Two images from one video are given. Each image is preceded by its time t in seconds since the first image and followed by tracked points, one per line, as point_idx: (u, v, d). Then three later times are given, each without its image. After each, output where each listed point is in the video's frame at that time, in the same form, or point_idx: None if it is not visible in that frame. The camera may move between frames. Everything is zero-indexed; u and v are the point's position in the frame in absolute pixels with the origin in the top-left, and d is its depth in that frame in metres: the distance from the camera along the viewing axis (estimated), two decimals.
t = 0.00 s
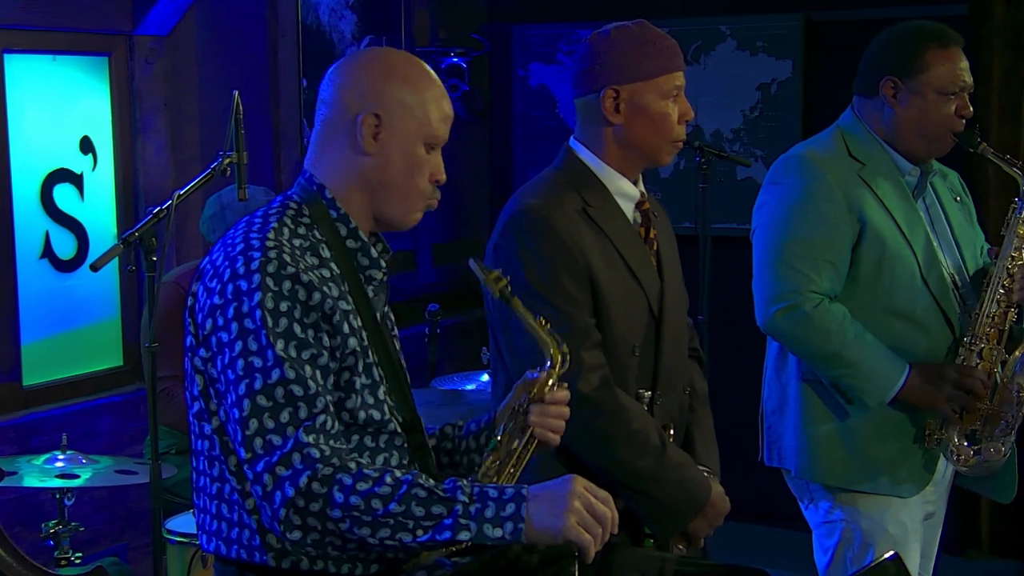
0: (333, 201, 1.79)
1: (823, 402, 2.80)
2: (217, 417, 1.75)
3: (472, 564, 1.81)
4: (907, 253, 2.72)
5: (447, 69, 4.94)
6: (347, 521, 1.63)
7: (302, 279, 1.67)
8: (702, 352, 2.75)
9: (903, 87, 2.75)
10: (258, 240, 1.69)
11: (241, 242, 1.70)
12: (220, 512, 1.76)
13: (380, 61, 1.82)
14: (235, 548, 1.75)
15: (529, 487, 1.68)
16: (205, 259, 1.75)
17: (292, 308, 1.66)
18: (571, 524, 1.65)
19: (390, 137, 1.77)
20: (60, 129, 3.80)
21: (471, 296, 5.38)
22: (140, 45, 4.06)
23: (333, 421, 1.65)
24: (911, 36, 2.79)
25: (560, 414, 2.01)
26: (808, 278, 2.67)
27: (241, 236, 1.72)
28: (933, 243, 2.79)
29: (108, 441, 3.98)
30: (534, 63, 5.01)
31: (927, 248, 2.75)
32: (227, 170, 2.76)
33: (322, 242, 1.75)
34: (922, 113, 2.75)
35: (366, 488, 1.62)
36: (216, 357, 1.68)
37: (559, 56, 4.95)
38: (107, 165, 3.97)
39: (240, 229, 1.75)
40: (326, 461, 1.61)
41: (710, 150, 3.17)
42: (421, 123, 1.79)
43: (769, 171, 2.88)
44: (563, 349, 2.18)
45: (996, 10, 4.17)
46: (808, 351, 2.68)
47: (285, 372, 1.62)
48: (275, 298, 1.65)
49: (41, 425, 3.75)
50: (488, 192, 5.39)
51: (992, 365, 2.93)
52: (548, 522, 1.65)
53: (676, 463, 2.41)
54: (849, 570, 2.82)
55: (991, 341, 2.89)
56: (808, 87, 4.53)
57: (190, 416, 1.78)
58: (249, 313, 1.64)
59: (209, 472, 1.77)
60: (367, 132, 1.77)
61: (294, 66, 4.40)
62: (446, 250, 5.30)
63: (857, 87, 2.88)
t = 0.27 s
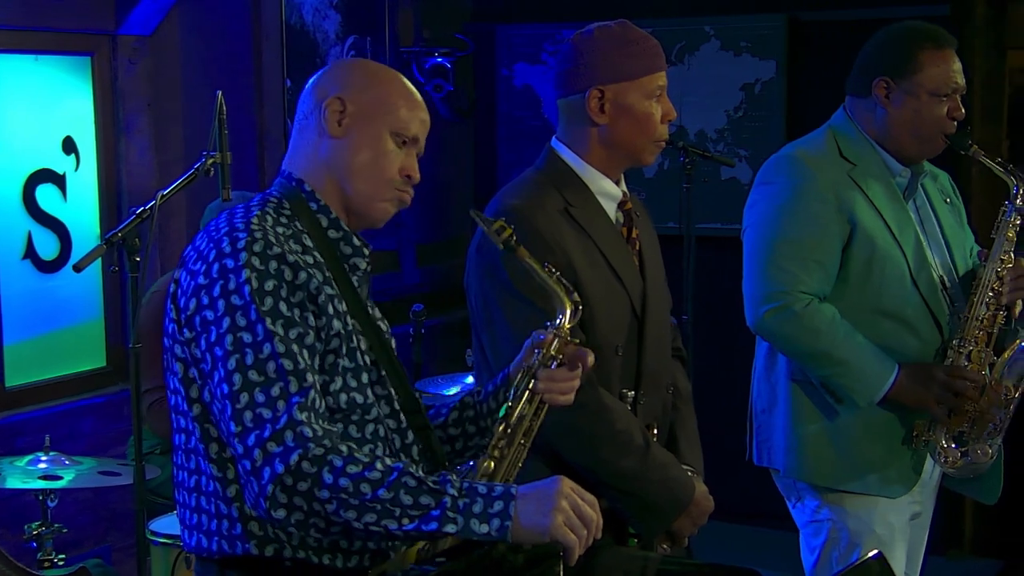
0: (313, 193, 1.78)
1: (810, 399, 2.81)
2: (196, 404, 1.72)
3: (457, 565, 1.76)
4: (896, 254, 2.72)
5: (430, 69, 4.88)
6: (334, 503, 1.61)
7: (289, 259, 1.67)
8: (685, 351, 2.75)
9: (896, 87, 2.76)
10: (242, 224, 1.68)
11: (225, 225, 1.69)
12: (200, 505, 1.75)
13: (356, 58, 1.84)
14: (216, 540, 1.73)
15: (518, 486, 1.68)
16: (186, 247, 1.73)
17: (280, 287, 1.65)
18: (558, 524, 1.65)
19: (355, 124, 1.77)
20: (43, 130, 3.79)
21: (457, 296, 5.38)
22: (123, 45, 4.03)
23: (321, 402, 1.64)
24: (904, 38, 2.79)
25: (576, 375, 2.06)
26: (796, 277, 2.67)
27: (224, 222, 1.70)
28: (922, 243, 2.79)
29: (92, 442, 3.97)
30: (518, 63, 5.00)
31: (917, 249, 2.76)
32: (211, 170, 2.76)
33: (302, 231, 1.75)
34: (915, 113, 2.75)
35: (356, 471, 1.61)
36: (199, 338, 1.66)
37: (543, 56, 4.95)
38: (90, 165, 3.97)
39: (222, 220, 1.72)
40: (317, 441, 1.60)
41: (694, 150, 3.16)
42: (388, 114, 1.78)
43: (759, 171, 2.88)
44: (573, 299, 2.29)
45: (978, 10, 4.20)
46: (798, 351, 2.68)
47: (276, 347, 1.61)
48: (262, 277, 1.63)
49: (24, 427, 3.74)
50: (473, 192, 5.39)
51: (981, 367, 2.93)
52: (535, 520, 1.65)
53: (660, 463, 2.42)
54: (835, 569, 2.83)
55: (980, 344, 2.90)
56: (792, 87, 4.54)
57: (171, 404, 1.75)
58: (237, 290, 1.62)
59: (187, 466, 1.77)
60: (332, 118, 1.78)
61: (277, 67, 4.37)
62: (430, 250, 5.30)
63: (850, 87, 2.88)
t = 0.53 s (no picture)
0: (302, 194, 1.78)
1: (791, 400, 2.81)
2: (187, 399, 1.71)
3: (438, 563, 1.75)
4: (881, 255, 2.73)
5: (413, 69, 4.90)
6: (321, 496, 1.60)
7: (282, 254, 1.67)
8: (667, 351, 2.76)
9: (886, 87, 2.76)
10: (236, 218, 1.68)
11: (219, 220, 1.68)
12: (183, 501, 1.75)
13: (345, 65, 1.84)
14: (201, 535, 1.73)
15: (505, 486, 1.68)
16: (178, 243, 1.73)
17: (272, 281, 1.64)
18: (544, 524, 1.65)
19: (343, 129, 1.77)
20: (25, 130, 3.77)
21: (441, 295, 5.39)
22: (106, 44, 4.02)
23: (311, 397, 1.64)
24: (896, 40, 2.80)
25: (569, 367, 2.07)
26: (777, 277, 2.68)
27: (218, 218, 1.70)
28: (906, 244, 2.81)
29: (75, 443, 3.95)
30: (502, 63, 5.01)
31: (902, 250, 2.77)
32: (194, 170, 2.75)
33: (291, 231, 1.74)
34: (902, 114, 2.76)
35: (344, 465, 1.61)
36: (190, 330, 1.65)
37: (527, 56, 4.95)
38: (72, 165, 3.95)
39: (215, 215, 1.71)
40: (306, 434, 1.59)
41: (679, 150, 3.15)
42: (376, 120, 1.78)
43: (746, 172, 2.89)
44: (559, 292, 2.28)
45: (962, 12, 4.15)
46: (779, 350, 2.69)
47: (268, 339, 1.60)
48: (255, 270, 1.63)
49: (6, 428, 3.71)
50: (457, 192, 5.39)
51: (959, 369, 2.94)
52: (521, 521, 1.65)
53: (645, 461, 2.42)
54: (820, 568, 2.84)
55: (960, 347, 2.91)
56: (775, 87, 4.55)
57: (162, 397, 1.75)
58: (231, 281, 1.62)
59: (170, 464, 1.77)
60: (319, 123, 1.77)
61: (262, 66, 4.40)
62: (415, 250, 5.30)
63: (841, 85, 2.89)
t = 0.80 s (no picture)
0: (291, 195, 1.78)
1: (772, 398, 2.82)
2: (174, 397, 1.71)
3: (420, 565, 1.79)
4: (861, 256, 2.74)
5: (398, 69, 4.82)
6: (305, 495, 1.60)
7: (270, 253, 1.66)
8: (648, 351, 2.74)
9: (868, 87, 2.76)
10: (224, 217, 1.67)
11: (207, 218, 1.68)
12: (169, 499, 1.73)
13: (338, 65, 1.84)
14: (189, 533, 1.72)
15: (489, 486, 1.68)
16: (166, 240, 1.72)
17: (259, 281, 1.64)
18: (528, 525, 1.65)
19: (326, 128, 1.77)
20: (8, 130, 3.76)
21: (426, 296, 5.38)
22: (89, 45, 4.03)
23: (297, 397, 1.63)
24: (879, 40, 2.80)
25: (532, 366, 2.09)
26: (756, 277, 2.69)
27: (206, 217, 1.69)
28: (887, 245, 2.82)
29: (59, 444, 3.93)
30: (486, 63, 5.02)
31: (883, 251, 2.78)
32: (178, 171, 2.74)
33: (277, 230, 1.74)
34: (880, 115, 2.76)
35: (329, 465, 1.60)
36: (177, 328, 1.65)
37: (511, 56, 4.96)
38: (55, 165, 3.93)
39: (203, 214, 1.71)
40: (291, 433, 1.59)
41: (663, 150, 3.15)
42: (360, 118, 1.76)
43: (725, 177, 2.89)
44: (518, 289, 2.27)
45: (945, 11, 4.21)
46: (756, 349, 2.70)
47: (254, 338, 1.60)
48: (242, 269, 1.62)
49: None
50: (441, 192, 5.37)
51: (934, 373, 2.95)
52: (504, 521, 1.66)
53: (631, 460, 2.42)
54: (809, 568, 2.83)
55: (932, 352, 2.92)
56: (759, 87, 4.56)
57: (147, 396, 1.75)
58: (218, 279, 1.62)
59: (156, 460, 1.75)
60: (303, 121, 1.78)
61: (245, 67, 4.35)
62: (400, 250, 5.30)
63: (824, 85, 2.90)
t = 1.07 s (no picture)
0: (283, 203, 1.78)
1: (756, 396, 2.83)
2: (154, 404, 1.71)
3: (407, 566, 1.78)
4: (838, 251, 2.75)
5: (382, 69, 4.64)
6: (287, 504, 1.60)
7: (241, 263, 1.65)
8: (630, 351, 2.74)
9: (837, 87, 2.79)
10: (196, 228, 1.66)
11: (179, 228, 1.67)
12: (150, 500, 1.73)
13: (322, 58, 1.79)
14: (167, 535, 1.71)
15: (469, 486, 1.67)
16: (143, 249, 1.72)
17: (230, 291, 1.63)
18: (509, 523, 1.65)
19: (315, 133, 1.74)
20: None
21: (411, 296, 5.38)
22: (71, 44, 3.99)
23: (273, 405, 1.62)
24: (850, 40, 2.82)
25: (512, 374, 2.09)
26: (739, 273, 2.69)
27: (180, 225, 1.68)
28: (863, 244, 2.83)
29: (41, 446, 3.91)
30: (470, 63, 5.03)
31: (860, 249, 2.79)
32: (160, 171, 2.74)
33: (267, 240, 1.74)
34: (854, 114, 2.78)
35: (308, 473, 1.60)
36: (151, 339, 1.64)
37: (495, 56, 4.96)
38: (37, 165, 3.90)
39: (180, 221, 1.70)
40: (269, 442, 1.59)
41: (646, 150, 3.14)
42: (349, 121, 1.73)
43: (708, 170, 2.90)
44: (506, 309, 2.30)
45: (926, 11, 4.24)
46: (740, 347, 2.70)
47: (225, 351, 1.59)
48: (212, 281, 1.62)
49: None
50: (425, 193, 5.34)
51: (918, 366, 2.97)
52: (486, 520, 1.65)
53: (615, 460, 2.43)
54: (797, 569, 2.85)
55: (916, 341, 2.93)
56: (742, 87, 4.57)
57: (127, 402, 1.75)
58: (185, 293, 1.61)
59: (139, 461, 1.74)
60: (292, 128, 1.75)
61: (228, 65, 4.40)
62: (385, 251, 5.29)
63: (793, 87, 2.91)
